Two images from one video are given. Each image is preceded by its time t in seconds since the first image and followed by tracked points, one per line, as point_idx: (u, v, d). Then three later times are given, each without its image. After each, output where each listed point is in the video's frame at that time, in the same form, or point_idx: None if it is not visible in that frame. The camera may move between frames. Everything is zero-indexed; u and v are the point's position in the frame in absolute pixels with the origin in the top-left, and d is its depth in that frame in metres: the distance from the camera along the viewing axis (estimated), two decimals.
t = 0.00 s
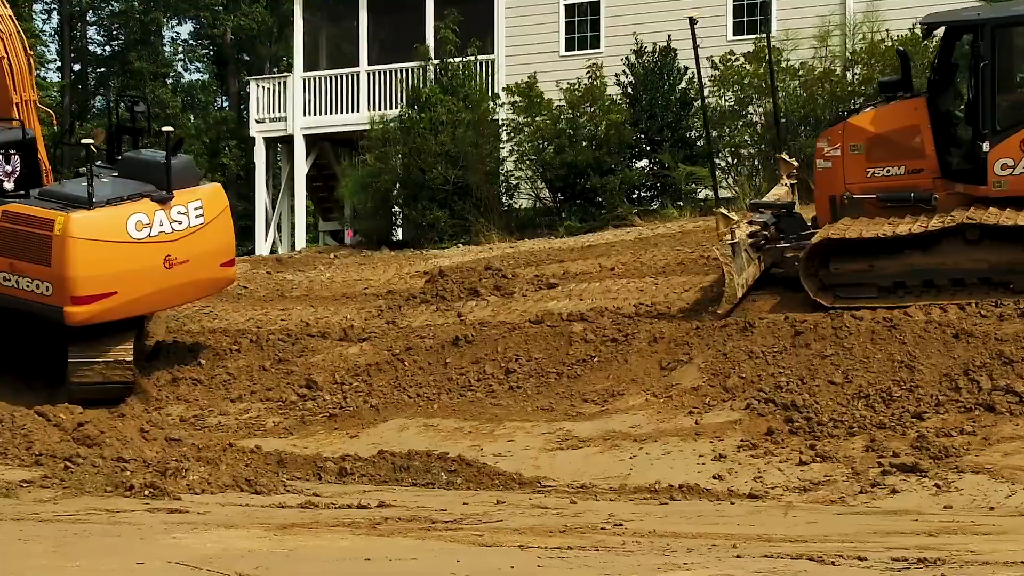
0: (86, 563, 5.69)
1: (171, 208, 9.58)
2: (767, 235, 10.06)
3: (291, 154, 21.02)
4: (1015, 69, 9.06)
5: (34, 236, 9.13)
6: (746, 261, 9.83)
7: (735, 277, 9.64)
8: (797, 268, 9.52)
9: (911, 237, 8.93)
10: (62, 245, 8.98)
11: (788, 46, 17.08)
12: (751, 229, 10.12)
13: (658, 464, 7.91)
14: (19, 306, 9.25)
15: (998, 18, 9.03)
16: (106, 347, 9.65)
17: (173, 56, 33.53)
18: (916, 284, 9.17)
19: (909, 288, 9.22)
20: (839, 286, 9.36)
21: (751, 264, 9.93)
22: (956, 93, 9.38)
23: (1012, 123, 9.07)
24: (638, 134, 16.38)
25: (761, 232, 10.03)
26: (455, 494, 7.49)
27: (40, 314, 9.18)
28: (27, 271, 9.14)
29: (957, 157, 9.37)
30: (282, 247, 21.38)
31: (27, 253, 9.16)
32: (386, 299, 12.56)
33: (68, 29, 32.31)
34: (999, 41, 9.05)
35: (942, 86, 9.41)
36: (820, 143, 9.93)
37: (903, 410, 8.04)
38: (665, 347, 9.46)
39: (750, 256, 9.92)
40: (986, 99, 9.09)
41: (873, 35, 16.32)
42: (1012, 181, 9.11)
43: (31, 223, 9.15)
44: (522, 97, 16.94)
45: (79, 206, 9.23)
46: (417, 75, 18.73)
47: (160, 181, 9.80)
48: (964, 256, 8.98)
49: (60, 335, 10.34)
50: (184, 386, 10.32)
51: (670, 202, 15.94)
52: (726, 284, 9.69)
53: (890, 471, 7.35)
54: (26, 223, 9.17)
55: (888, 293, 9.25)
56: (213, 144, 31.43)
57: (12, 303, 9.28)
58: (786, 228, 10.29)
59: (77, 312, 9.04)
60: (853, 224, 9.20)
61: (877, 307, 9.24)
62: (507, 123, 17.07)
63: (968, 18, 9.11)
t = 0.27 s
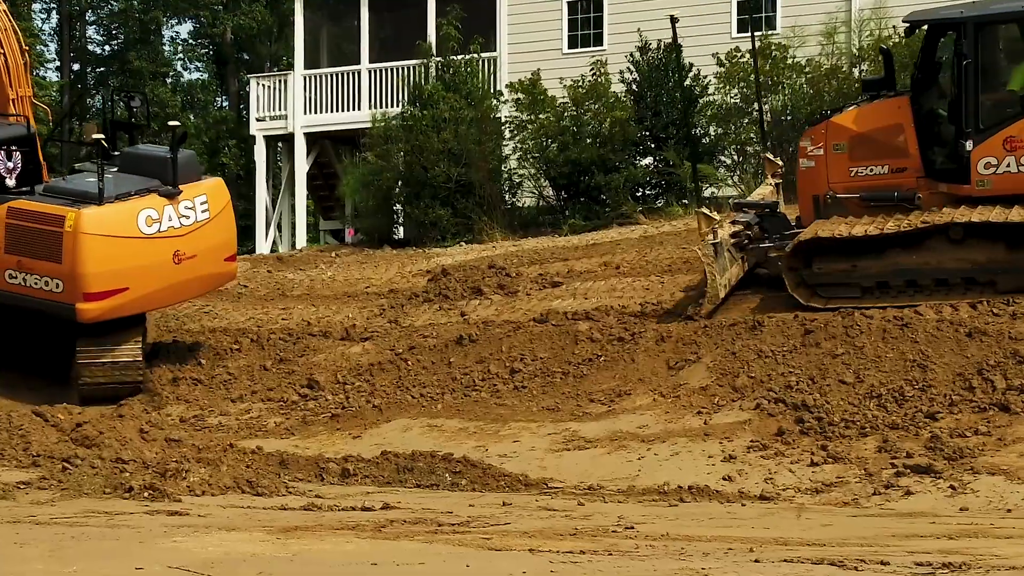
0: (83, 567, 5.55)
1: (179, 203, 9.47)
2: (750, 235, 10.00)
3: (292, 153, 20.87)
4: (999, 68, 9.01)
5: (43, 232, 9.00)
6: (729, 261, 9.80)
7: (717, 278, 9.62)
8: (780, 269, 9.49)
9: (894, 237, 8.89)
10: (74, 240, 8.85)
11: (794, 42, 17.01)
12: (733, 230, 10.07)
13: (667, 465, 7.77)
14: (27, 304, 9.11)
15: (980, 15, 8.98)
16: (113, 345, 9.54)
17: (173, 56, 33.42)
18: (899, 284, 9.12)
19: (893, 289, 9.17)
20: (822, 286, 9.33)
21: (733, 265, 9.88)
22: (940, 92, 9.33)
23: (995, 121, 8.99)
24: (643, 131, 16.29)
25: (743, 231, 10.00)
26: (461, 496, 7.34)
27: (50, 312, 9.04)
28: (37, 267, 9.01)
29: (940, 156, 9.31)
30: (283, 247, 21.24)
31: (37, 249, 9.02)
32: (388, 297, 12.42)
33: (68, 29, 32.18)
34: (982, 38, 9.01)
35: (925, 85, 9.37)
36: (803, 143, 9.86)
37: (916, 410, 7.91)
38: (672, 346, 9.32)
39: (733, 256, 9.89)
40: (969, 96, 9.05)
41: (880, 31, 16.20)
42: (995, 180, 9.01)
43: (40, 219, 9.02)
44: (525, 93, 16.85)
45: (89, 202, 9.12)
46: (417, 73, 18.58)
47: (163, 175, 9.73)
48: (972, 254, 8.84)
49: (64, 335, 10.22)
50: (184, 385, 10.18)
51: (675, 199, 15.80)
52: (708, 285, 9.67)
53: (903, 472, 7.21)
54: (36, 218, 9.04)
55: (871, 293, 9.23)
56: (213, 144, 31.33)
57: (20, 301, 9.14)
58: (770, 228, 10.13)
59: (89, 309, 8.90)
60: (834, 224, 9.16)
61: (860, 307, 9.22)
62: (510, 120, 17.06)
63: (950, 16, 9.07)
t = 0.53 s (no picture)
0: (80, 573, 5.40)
1: (185, 196, 9.43)
2: (731, 236, 9.95)
3: (292, 152, 20.72)
4: (981, 66, 8.87)
5: (49, 227, 8.88)
6: (711, 262, 9.75)
7: (699, 279, 9.53)
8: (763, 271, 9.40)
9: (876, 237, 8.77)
10: (84, 235, 8.75)
11: (800, 40, 16.86)
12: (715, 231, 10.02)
13: (675, 466, 7.62)
14: (34, 300, 8.99)
15: (961, 13, 8.82)
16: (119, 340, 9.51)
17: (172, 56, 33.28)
18: (882, 284, 9.01)
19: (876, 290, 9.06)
20: (805, 287, 9.23)
21: (716, 267, 9.84)
22: (921, 90, 9.21)
23: (977, 120, 8.85)
24: (648, 129, 16.15)
25: (726, 232, 9.94)
26: (466, 498, 7.20)
27: (59, 307, 8.94)
28: (44, 263, 8.89)
29: (923, 156, 9.20)
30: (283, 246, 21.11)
31: (43, 244, 8.90)
32: (390, 296, 12.29)
33: (67, 28, 32.04)
34: (964, 36, 8.87)
35: (907, 83, 9.26)
36: (785, 143, 9.78)
37: (930, 411, 7.77)
38: (680, 345, 9.17)
39: (715, 258, 9.86)
40: (951, 95, 8.90)
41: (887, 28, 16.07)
42: (978, 179, 8.88)
43: (45, 214, 8.90)
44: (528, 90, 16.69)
45: (96, 196, 9.00)
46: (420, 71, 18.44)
47: (168, 170, 9.65)
48: (982, 252, 8.70)
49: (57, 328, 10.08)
50: (184, 385, 10.03)
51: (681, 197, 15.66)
52: (691, 286, 9.58)
53: (917, 474, 7.06)
54: (40, 213, 8.91)
55: (854, 294, 9.11)
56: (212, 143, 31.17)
57: (26, 297, 9.02)
58: (753, 229, 9.97)
59: (100, 304, 8.82)
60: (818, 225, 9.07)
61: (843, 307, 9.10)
62: (514, 117, 16.92)
63: (931, 14, 8.92)
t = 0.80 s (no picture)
0: None
1: (194, 188, 9.34)
2: (713, 237, 9.84)
3: (292, 151, 20.58)
4: (963, 64, 8.85)
5: (62, 222, 8.83)
6: (693, 263, 9.66)
7: (681, 281, 9.49)
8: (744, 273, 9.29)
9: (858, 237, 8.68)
10: (99, 229, 8.71)
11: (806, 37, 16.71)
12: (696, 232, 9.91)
13: (684, 468, 7.47)
14: (48, 297, 8.92)
15: (942, 11, 8.82)
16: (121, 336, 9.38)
17: (172, 55, 33.11)
18: (865, 285, 8.93)
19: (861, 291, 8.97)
20: (787, 288, 9.13)
21: (699, 267, 9.74)
22: (902, 89, 9.15)
23: (959, 118, 8.82)
24: (653, 126, 16.03)
25: (708, 234, 9.82)
26: (470, 500, 7.05)
27: (73, 303, 8.88)
28: (57, 259, 8.83)
29: (906, 155, 9.14)
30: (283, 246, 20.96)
31: (55, 240, 8.84)
32: (392, 296, 12.14)
33: (67, 28, 31.88)
34: (945, 34, 8.87)
35: (888, 82, 9.19)
36: (767, 143, 9.71)
37: (943, 411, 7.62)
38: (688, 344, 9.02)
39: (697, 259, 9.75)
40: (933, 94, 8.88)
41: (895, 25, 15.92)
42: (960, 178, 8.85)
43: (57, 209, 8.84)
44: (531, 87, 16.56)
45: (108, 189, 8.95)
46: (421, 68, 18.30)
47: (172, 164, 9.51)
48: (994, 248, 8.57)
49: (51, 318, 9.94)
50: (183, 385, 9.88)
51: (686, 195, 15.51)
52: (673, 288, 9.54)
53: (932, 476, 6.91)
54: (52, 208, 8.85)
55: (837, 295, 9.02)
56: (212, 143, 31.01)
57: (38, 295, 8.95)
58: (735, 229, 9.98)
59: (116, 298, 8.80)
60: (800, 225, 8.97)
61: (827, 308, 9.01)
62: (516, 114, 16.80)
63: (911, 12, 8.90)
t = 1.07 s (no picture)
0: None
1: (205, 181, 9.41)
2: (695, 237, 9.71)
3: (292, 150, 20.43)
4: (944, 62, 8.75)
5: (78, 217, 8.83)
6: (674, 264, 9.54)
7: (661, 282, 9.38)
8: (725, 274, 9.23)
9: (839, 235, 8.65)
10: (121, 224, 8.76)
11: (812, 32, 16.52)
12: (677, 232, 9.76)
13: (692, 468, 7.32)
14: (63, 293, 8.93)
15: (923, 8, 8.69)
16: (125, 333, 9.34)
17: (171, 55, 32.91)
18: (847, 286, 8.87)
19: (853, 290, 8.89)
20: (768, 288, 9.07)
21: (679, 268, 9.60)
22: (884, 88, 9.06)
23: (942, 117, 8.70)
24: (657, 123, 15.98)
25: (689, 234, 9.69)
26: (473, 502, 6.89)
27: (90, 299, 8.92)
28: (75, 255, 8.85)
29: (888, 154, 9.02)
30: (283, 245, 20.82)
31: (72, 235, 8.84)
32: (393, 295, 11.99)
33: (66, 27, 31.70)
34: (925, 33, 8.74)
35: (869, 80, 9.09)
36: (748, 142, 9.61)
37: (956, 411, 7.47)
38: (695, 343, 8.87)
39: (678, 260, 9.61)
40: (915, 92, 8.77)
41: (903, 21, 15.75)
42: (942, 177, 8.75)
43: (73, 205, 8.83)
44: (534, 84, 16.40)
45: (122, 184, 8.96)
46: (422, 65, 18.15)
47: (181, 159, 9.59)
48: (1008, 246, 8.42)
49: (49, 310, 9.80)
50: (181, 385, 9.73)
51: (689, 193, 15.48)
52: (653, 289, 9.43)
53: (946, 477, 6.76)
54: (67, 204, 8.84)
55: (819, 295, 8.96)
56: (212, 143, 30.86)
57: (52, 291, 8.94)
58: (716, 230, 9.87)
59: (137, 292, 8.86)
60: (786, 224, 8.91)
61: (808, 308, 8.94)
62: (519, 111, 16.65)
63: (892, 9, 8.76)
